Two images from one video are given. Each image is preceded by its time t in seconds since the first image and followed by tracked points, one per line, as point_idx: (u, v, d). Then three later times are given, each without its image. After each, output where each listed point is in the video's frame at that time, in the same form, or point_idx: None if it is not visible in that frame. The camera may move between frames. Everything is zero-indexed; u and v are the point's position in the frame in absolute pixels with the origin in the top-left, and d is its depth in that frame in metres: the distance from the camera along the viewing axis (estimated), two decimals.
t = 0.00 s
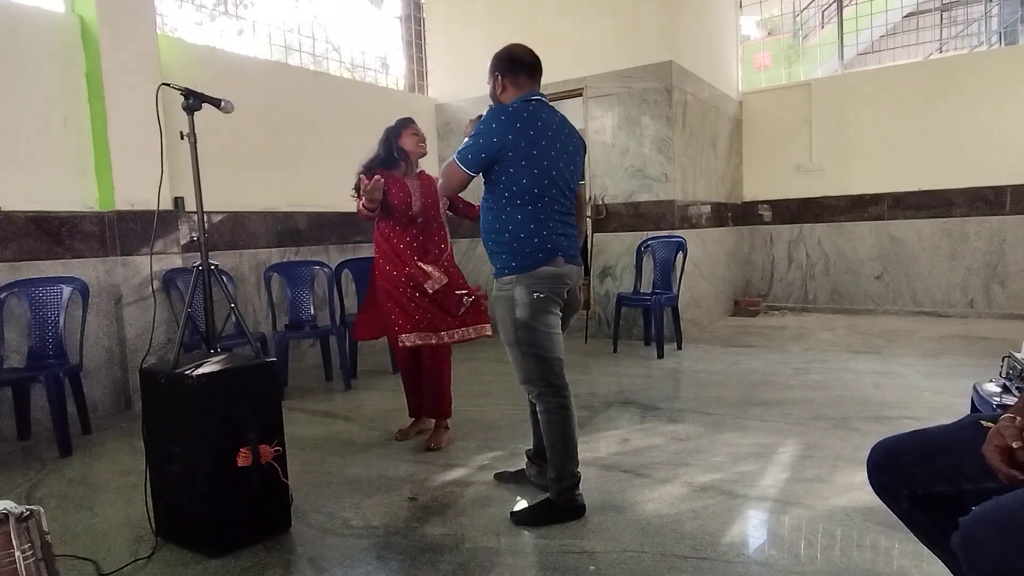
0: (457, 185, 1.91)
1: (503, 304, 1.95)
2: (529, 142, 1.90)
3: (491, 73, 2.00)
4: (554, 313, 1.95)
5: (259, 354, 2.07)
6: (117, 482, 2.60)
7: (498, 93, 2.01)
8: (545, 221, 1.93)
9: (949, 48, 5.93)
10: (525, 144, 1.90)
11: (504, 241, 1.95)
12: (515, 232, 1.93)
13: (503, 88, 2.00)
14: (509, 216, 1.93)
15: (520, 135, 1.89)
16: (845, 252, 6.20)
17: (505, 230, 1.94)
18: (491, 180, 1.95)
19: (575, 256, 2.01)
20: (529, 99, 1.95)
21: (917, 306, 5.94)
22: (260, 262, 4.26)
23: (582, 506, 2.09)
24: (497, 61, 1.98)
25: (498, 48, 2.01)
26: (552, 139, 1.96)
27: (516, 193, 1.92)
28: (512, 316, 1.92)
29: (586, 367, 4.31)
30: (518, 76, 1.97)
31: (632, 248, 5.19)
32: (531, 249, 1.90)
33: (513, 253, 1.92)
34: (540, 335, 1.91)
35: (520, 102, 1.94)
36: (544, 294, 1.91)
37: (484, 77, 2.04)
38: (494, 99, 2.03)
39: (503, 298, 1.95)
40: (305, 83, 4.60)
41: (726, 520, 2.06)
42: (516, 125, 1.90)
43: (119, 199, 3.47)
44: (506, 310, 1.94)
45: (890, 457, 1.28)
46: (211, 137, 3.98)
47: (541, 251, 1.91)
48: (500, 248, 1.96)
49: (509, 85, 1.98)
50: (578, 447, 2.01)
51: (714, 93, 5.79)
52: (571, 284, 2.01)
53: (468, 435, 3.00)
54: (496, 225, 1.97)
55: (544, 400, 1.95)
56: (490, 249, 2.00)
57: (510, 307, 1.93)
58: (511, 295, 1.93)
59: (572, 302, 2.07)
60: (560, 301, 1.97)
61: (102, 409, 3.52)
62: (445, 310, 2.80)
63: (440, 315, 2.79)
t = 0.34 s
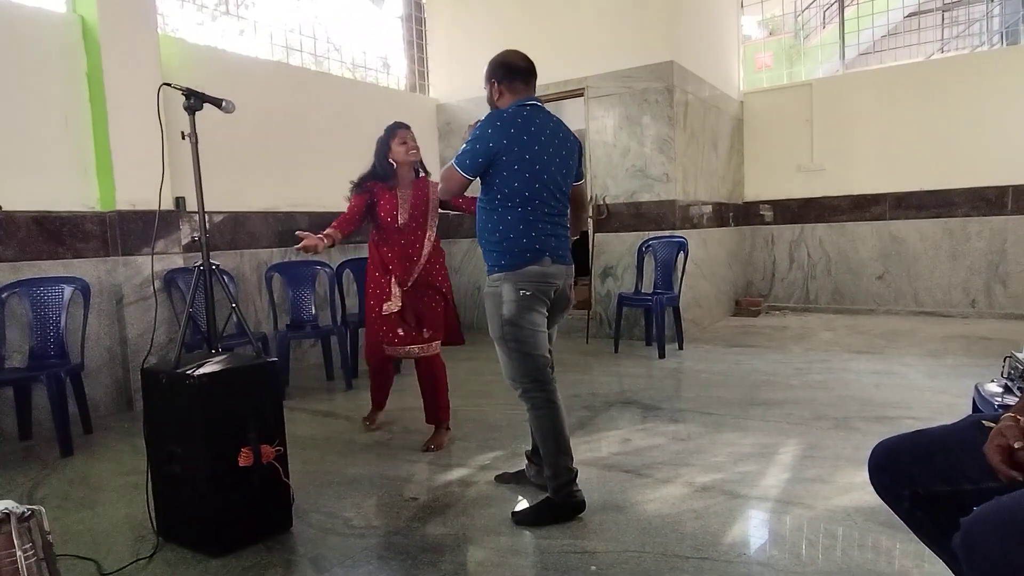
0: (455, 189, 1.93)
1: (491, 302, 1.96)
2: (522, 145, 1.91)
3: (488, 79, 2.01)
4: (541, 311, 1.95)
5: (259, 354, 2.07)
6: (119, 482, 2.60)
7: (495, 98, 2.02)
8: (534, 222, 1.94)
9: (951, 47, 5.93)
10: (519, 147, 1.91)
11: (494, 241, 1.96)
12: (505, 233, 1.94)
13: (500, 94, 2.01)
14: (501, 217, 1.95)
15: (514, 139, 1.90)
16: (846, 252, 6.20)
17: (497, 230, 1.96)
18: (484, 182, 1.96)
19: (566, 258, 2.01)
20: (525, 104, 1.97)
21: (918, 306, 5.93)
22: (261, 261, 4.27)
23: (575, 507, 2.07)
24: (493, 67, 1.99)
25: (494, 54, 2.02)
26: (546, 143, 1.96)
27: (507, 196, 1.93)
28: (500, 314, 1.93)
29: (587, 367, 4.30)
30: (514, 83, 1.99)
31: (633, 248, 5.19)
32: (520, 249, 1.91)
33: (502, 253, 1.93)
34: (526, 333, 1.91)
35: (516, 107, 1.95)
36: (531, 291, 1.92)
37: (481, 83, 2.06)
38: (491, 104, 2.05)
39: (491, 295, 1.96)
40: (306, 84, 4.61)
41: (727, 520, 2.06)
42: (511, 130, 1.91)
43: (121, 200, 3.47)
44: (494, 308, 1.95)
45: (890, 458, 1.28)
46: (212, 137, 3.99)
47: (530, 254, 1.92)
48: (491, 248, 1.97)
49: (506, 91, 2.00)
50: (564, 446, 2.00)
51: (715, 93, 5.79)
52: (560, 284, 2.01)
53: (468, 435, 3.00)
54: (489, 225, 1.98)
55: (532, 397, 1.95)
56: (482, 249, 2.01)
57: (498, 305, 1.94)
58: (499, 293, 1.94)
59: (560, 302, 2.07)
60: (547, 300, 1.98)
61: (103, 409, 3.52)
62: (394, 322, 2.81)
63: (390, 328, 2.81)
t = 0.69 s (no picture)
0: (460, 189, 1.90)
1: (493, 301, 1.96)
2: (528, 146, 1.92)
3: (487, 87, 2.01)
4: (542, 312, 1.96)
5: (260, 354, 2.07)
6: (119, 482, 2.60)
7: (495, 107, 2.02)
8: (537, 222, 1.95)
9: (951, 47, 5.93)
10: (525, 147, 1.92)
11: (498, 241, 1.96)
12: (510, 233, 1.94)
13: (500, 102, 2.01)
14: (505, 217, 1.95)
15: (521, 139, 1.91)
16: (847, 251, 6.20)
17: (500, 231, 1.96)
18: (490, 181, 1.96)
19: (568, 258, 2.03)
20: (529, 106, 1.97)
21: (919, 306, 5.93)
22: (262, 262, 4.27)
23: (571, 509, 2.07)
24: (493, 76, 1.99)
25: (492, 62, 2.02)
26: (550, 144, 1.98)
27: (512, 195, 1.93)
28: (502, 313, 1.93)
29: (587, 367, 4.30)
30: (514, 91, 2.00)
31: (633, 248, 5.19)
32: (524, 250, 1.92)
33: (506, 252, 1.94)
34: (526, 333, 1.92)
35: (520, 108, 1.96)
36: (534, 292, 1.93)
37: (478, 91, 2.05)
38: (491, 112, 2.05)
39: (493, 294, 1.97)
40: (307, 84, 4.61)
41: (727, 520, 2.06)
42: (518, 130, 1.92)
43: (121, 200, 3.48)
44: (496, 306, 1.95)
45: (891, 458, 1.28)
46: (212, 138, 3.99)
47: (534, 254, 1.93)
48: (494, 248, 1.97)
49: (507, 99, 2.00)
50: (561, 447, 2.00)
51: (715, 93, 5.78)
52: (561, 287, 2.02)
53: (468, 435, 3.00)
54: (492, 225, 1.98)
55: (528, 398, 1.95)
56: (484, 248, 2.01)
57: (500, 303, 1.94)
58: (501, 292, 1.94)
59: (560, 303, 2.08)
60: (548, 302, 1.98)
61: (104, 409, 3.52)
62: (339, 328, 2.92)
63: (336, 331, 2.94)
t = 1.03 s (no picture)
0: (470, 189, 1.88)
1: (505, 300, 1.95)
2: (538, 143, 1.97)
3: (485, 94, 2.01)
4: (552, 314, 1.97)
5: (261, 353, 2.07)
6: (121, 481, 2.60)
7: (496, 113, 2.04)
8: (551, 218, 1.97)
9: (953, 46, 5.90)
10: (535, 145, 1.96)
11: (513, 240, 1.95)
12: (526, 231, 1.94)
13: (500, 108, 2.03)
14: (519, 215, 1.95)
15: (531, 136, 1.95)
16: (848, 251, 6.19)
17: (515, 230, 1.95)
18: (501, 181, 1.96)
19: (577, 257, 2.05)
20: (532, 108, 2.02)
21: (920, 305, 5.93)
22: (263, 261, 4.28)
23: (572, 511, 2.07)
24: (492, 82, 2.00)
25: (489, 68, 2.02)
26: (553, 143, 2.03)
27: (527, 193, 1.95)
28: (514, 313, 1.93)
29: (588, 367, 4.30)
30: (514, 96, 2.01)
31: (634, 248, 5.19)
32: (541, 247, 1.93)
33: (524, 250, 1.93)
34: (536, 335, 1.92)
35: (525, 109, 2.00)
36: (548, 294, 1.93)
37: (475, 98, 2.05)
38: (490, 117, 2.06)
39: (505, 293, 1.95)
40: (308, 84, 4.61)
41: (728, 520, 2.06)
42: (527, 128, 1.96)
43: (123, 200, 3.48)
44: (508, 306, 1.94)
45: (893, 458, 1.28)
46: (214, 138, 3.99)
47: (551, 250, 1.94)
48: (509, 248, 1.96)
49: (507, 105, 2.02)
50: (563, 450, 2.00)
51: (716, 93, 5.78)
52: (571, 289, 2.03)
53: (469, 435, 3.00)
54: (506, 225, 1.97)
55: (531, 399, 1.95)
56: (496, 251, 1.99)
57: (512, 302, 1.93)
58: (515, 292, 1.93)
59: (570, 306, 2.09)
60: (559, 304, 1.99)
61: (105, 409, 3.52)
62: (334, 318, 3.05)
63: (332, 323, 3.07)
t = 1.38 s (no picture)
0: (481, 193, 1.88)
1: (522, 298, 1.95)
2: (544, 142, 1.98)
3: (484, 100, 2.02)
4: (566, 317, 1.98)
5: (263, 353, 2.07)
6: (123, 480, 2.61)
7: (494, 118, 2.04)
8: (566, 215, 1.99)
9: (956, 46, 5.87)
10: (542, 144, 1.98)
11: (531, 242, 1.94)
12: (544, 231, 1.94)
13: (498, 113, 2.03)
14: (535, 215, 1.95)
15: (537, 135, 1.97)
16: (850, 250, 6.19)
17: (532, 231, 1.95)
18: (511, 183, 1.96)
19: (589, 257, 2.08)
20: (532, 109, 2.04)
21: (922, 305, 5.93)
22: (265, 261, 4.29)
23: (569, 513, 2.07)
24: (491, 87, 2.01)
25: (487, 75, 2.04)
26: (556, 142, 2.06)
27: (540, 192, 1.95)
28: (530, 312, 1.93)
29: (590, 367, 4.30)
30: (513, 100, 2.03)
31: (636, 248, 5.19)
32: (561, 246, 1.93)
33: (545, 250, 1.93)
34: (549, 336, 1.94)
35: (525, 111, 2.02)
36: (565, 297, 1.95)
37: (472, 104, 2.05)
38: (489, 123, 2.06)
39: (522, 292, 1.95)
40: (310, 84, 4.61)
41: (730, 520, 2.06)
42: (532, 128, 1.97)
43: (124, 200, 3.49)
44: (524, 304, 1.94)
45: (895, 458, 1.28)
46: (216, 137, 4.00)
47: (570, 248, 1.95)
48: (528, 250, 1.94)
49: (506, 109, 2.02)
50: (564, 452, 2.01)
51: (718, 92, 5.77)
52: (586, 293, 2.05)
53: (470, 435, 3.00)
54: (522, 227, 1.96)
55: (531, 400, 1.96)
56: (514, 256, 1.98)
57: (529, 302, 1.93)
58: (532, 292, 1.93)
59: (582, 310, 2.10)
60: (574, 307, 2.01)
61: (107, 408, 3.53)
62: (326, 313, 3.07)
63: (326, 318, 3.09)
